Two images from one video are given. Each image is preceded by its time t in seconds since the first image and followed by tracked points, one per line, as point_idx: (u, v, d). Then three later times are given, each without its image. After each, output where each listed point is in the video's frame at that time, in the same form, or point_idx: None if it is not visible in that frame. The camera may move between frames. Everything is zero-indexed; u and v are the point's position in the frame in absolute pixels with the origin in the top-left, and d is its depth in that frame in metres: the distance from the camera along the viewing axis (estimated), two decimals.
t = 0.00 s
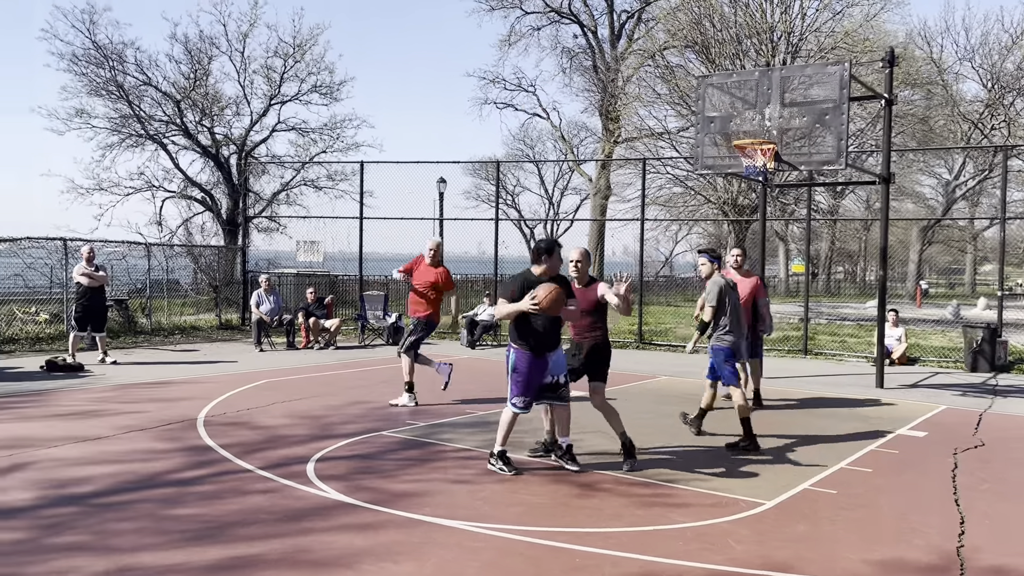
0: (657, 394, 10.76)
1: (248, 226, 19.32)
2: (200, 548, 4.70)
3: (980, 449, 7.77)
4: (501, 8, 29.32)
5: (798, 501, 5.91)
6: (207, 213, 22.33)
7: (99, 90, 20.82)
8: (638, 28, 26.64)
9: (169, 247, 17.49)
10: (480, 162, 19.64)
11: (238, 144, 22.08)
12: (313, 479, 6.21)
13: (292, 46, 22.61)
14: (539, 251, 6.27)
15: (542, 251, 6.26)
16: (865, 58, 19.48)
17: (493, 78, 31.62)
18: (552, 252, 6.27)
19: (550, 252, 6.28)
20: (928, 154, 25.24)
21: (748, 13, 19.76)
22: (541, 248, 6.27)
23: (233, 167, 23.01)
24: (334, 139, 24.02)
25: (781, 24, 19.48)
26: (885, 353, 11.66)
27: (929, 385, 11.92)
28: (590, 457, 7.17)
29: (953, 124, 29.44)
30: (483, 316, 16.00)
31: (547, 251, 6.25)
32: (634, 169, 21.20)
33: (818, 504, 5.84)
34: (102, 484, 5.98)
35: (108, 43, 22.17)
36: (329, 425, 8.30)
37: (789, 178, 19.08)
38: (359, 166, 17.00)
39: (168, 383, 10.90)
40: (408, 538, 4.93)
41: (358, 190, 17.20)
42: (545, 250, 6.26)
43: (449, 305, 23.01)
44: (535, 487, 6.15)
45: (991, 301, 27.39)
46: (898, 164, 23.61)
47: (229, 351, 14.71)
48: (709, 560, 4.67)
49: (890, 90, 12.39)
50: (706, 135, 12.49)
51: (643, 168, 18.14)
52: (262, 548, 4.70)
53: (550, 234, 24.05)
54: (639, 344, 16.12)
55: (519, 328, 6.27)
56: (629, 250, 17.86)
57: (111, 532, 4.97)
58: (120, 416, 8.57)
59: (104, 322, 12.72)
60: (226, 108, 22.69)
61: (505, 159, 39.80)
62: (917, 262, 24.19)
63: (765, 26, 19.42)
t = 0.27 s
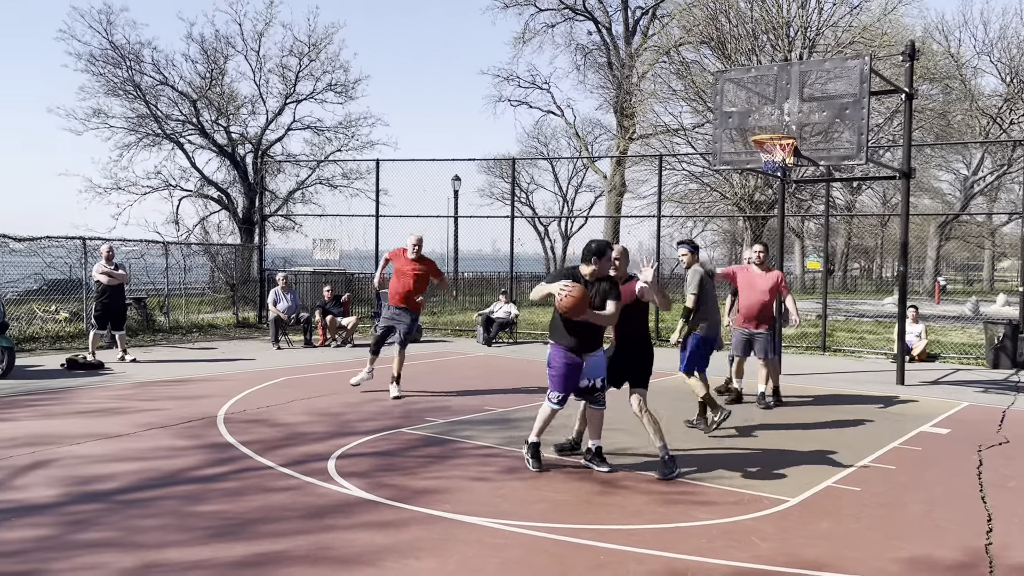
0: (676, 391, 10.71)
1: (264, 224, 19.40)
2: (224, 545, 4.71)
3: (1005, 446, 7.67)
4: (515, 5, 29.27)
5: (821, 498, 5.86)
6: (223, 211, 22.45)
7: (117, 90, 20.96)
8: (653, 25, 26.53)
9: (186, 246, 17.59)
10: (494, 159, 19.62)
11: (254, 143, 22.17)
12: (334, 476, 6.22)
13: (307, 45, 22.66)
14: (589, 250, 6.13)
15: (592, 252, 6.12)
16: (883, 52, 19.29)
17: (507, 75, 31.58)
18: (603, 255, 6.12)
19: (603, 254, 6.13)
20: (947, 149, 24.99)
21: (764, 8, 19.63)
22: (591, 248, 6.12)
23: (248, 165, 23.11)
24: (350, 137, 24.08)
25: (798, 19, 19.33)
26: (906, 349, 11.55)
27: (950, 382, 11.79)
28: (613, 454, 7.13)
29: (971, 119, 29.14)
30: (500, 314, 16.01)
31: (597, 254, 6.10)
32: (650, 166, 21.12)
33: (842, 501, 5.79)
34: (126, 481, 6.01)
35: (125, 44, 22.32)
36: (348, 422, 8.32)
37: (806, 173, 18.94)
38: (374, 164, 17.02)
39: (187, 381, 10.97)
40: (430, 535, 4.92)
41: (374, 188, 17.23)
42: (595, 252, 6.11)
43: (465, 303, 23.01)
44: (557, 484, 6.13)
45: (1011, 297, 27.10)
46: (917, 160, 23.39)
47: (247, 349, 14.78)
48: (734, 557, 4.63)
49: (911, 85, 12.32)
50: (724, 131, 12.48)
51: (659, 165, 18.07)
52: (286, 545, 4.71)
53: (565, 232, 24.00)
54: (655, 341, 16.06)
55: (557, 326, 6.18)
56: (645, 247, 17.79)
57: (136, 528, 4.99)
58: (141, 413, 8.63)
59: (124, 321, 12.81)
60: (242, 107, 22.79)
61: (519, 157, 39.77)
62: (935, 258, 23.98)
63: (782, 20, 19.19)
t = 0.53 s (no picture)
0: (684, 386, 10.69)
1: (270, 220, 19.42)
2: (234, 542, 4.71)
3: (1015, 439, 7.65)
4: None
5: (832, 492, 5.85)
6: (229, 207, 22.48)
7: (122, 87, 20.97)
8: (659, 18, 26.44)
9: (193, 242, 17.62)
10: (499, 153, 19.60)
11: (259, 139, 22.17)
12: (343, 473, 6.23)
13: (312, 40, 22.64)
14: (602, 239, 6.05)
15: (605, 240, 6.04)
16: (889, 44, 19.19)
17: (512, 69, 31.49)
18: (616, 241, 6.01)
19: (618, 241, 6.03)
20: (954, 142, 24.88)
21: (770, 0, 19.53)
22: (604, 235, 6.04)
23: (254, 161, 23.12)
24: (355, 132, 24.07)
25: (804, 12, 19.24)
26: (914, 343, 11.52)
27: (959, 376, 11.75)
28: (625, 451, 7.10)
29: (978, 111, 28.99)
30: (506, 309, 16.00)
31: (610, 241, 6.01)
32: (655, 160, 21.08)
33: (852, 495, 5.77)
34: (136, 478, 6.02)
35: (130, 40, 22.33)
36: (356, 418, 8.33)
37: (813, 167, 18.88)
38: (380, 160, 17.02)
39: (195, 377, 10.99)
40: (441, 531, 4.93)
41: (380, 184, 17.23)
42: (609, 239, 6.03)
43: (471, 298, 23.03)
44: (566, 479, 6.13)
45: (1019, 291, 27.00)
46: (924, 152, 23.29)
47: (254, 345, 14.82)
48: (746, 552, 4.62)
49: (919, 76, 12.22)
50: (733, 125, 12.49)
51: (665, 159, 18.02)
52: (297, 542, 4.71)
53: (571, 226, 23.99)
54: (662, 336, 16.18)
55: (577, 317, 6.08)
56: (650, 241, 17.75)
57: (146, 525, 5.00)
58: (150, 410, 8.64)
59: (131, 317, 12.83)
60: (247, 102, 22.78)
61: (524, 151, 39.69)
62: (942, 251, 23.89)
63: (787, 13, 19.21)
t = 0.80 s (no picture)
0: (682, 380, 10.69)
1: (267, 215, 19.36)
2: (231, 540, 4.70)
3: (1012, 433, 7.65)
4: None
5: (830, 487, 5.85)
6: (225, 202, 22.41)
7: (117, 81, 20.88)
8: (656, 11, 26.35)
9: (189, 237, 17.58)
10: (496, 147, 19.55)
11: (255, 133, 22.09)
12: (341, 469, 6.21)
13: (308, 33, 22.55)
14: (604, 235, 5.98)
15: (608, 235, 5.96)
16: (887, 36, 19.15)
17: (509, 62, 31.43)
18: (619, 236, 5.93)
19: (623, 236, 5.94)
20: (951, 134, 24.85)
21: None
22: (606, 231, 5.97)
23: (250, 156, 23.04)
24: (352, 126, 24.00)
25: (801, 4, 19.19)
26: (911, 336, 11.53)
27: (956, 368, 11.76)
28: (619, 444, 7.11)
29: (975, 103, 28.97)
30: (504, 304, 15.98)
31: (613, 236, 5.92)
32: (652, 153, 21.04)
33: (851, 490, 5.77)
34: (132, 476, 6.00)
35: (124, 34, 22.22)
36: (354, 414, 8.31)
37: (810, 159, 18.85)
38: (377, 154, 16.98)
39: (193, 373, 10.96)
40: (439, 528, 4.92)
41: (377, 179, 17.19)
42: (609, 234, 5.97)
43: (468, 292, 23.00)
44: (564, 475, 6.13)
45: (1017, 283, 27.01)
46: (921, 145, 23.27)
47: (252, 340, 14.79)
48: (744, 548, 4.62)
49: (917, 69, 12.16)
50: (730, 118, 12.41)
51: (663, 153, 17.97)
52: (294, 540, 4.70)
53: (568, 220, 23.96)
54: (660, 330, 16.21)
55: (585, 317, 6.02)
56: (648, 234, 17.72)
57: (143, 524, 4.98)
58: (147, 407, 8.62)
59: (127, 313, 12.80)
60: (243, 96, 22.68)
61: (522, 144, 39.60)
62: (939, 243, 23.90)
63: (784, 6, 19.16)
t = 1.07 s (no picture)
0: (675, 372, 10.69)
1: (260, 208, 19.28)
2: (225, 536, 4.68)
3: (1006, 424, 7.68)
4: None
5: (825, 480, 5.85)
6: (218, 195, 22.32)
7: (108, 74, 20.74)
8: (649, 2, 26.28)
9: (182, 231, 17.48)
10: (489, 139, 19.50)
11: (247, 126, 21.98)
12: (336, 464, 6.19)
13: (299, 25, 22.44)
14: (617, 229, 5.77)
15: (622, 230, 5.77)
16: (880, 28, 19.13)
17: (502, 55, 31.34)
18: (640, 228, 5.70)
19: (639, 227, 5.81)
20: (944, 126, 24.89)
21: None
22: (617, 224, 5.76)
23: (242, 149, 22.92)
24: (344, 119, 23.90)
25: None
26: (904, 328, 11.57)
27: (950, 360, 11.80)
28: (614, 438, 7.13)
29: (968, 95, 29.02)
30: (498, 296, 15.97)
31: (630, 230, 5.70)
32: (646, 146, 21.02)
33: (846, 482, 5.78)
34: (126, 471, 5.97)
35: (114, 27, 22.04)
36: (348, 408, 8.29)
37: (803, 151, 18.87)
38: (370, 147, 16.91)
39: (186, 368, 10.92)
40: (434, 523, 4.90)
41: (370, 172, 17.13)
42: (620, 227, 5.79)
43: (462, 285, 22.98)
44: (559, 468, 6.12)
45: (1009, 274, 27.11)
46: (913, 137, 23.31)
47: (245, 334, 14.75)
48: (740, 541, 4.62)
49: (910, 61, 12.14)
50: (724, 110, 12.41)
51: (657, 145, 17.95)
52: (289, 535, 4.67)
53: (561, 212, 23.93)
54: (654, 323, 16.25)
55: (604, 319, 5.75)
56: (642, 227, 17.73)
57: (138, 520, 4.95)
58: (140, 401, 8.57)
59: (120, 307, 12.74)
60: (235, 89, 22.57)
61: (515, 136, 39.50)
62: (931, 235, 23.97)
63: None
